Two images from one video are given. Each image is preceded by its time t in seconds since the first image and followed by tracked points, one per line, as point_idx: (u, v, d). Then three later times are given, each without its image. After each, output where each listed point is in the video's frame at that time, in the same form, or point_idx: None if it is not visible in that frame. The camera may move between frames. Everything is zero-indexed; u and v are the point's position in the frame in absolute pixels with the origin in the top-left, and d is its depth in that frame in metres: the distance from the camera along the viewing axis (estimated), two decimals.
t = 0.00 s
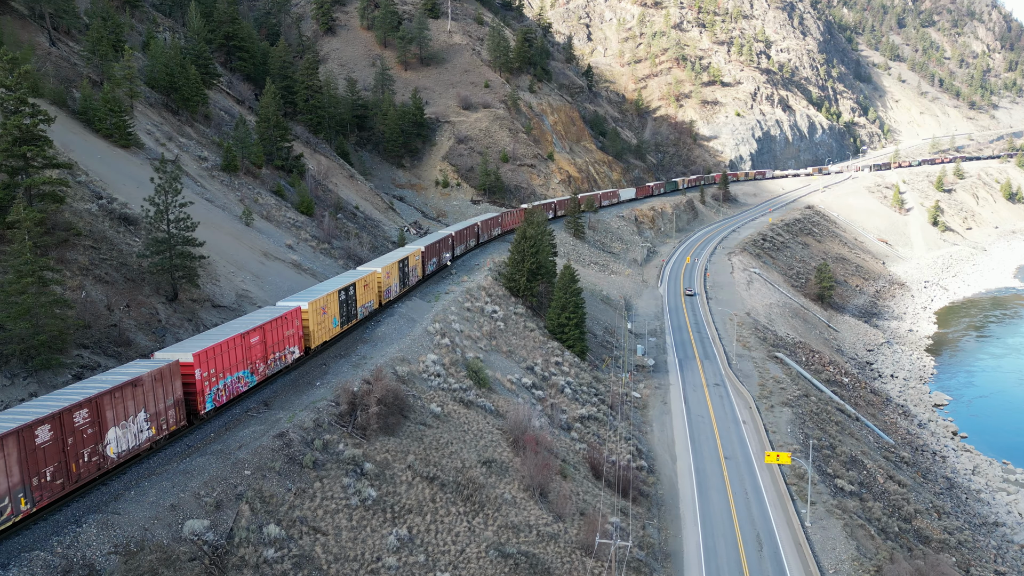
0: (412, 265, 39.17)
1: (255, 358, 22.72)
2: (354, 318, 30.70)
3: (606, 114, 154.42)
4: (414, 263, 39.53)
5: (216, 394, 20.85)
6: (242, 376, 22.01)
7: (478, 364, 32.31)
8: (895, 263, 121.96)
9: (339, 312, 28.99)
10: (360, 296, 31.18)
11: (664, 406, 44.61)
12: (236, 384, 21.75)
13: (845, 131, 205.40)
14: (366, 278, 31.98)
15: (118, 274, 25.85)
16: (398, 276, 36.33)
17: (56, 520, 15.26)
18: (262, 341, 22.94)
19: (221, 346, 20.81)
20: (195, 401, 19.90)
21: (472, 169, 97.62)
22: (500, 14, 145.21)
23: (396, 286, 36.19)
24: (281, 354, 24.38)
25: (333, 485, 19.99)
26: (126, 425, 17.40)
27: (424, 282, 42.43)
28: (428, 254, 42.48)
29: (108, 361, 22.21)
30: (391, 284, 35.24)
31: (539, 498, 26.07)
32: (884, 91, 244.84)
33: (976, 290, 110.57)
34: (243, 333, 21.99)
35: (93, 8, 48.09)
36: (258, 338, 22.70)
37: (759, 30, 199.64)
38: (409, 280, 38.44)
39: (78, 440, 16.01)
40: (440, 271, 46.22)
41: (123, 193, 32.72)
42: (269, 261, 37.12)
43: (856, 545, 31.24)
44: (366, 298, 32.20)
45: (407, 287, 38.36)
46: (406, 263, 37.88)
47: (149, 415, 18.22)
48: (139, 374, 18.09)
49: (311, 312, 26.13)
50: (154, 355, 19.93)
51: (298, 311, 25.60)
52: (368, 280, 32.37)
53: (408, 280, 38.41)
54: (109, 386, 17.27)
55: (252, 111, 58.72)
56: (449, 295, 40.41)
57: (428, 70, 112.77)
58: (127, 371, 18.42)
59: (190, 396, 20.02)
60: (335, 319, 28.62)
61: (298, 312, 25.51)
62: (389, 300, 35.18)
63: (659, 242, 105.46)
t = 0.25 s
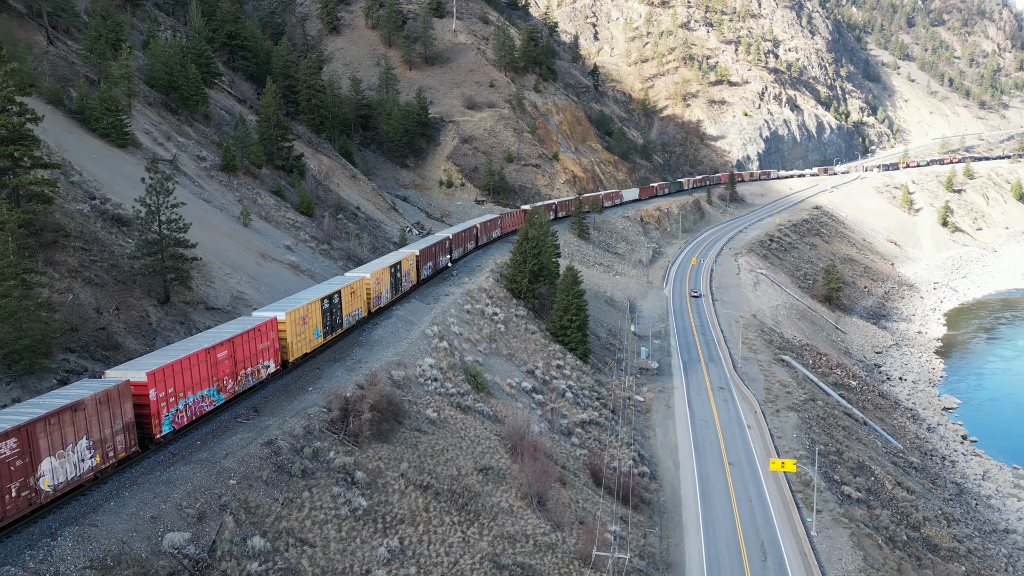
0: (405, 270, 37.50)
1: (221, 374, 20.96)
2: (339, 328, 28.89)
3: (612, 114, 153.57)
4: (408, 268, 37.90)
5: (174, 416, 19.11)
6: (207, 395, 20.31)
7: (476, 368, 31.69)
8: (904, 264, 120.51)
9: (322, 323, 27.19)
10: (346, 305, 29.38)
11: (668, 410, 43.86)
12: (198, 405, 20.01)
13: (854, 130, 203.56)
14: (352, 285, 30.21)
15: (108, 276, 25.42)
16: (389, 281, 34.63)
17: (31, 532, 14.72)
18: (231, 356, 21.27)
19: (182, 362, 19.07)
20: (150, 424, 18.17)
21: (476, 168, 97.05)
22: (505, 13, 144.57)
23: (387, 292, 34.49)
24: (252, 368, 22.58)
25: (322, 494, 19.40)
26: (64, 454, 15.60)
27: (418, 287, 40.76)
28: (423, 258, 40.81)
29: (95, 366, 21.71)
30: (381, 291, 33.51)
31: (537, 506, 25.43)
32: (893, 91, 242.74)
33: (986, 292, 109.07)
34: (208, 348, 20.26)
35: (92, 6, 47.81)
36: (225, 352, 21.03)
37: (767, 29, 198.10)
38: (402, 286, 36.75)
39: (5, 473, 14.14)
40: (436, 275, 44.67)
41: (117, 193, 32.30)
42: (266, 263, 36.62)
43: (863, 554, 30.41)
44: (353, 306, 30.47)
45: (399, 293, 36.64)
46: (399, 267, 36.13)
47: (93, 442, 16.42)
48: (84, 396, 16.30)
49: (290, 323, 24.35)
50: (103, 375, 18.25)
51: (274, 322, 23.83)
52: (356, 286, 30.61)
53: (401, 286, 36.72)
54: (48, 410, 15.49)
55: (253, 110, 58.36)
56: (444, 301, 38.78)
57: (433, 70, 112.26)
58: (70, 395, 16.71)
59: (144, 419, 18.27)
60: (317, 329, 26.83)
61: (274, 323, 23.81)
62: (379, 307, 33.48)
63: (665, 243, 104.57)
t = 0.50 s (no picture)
0: (398, 275, 35.86)
1: (180, 394, 19.32)
2: (321, 339, 27.17)
3: (618, 114, 152.69)
4: (401, 272, 36.26)
5: (123, 441, 17.43)
6: (162, 417, 18.70)
7: (474, 371, 31.05)
8: (912, 265, 119.11)
9: (301, 333, 25.50)
10: (329, 314, 27.68)
11: (671, 415, 43.11)
12: (151, 428, 18.33)
13: (862, 130, 201.83)
14: (337, 292, 28.53)
15: (97, 278, 25.05)
16: (379, 287, 32.98)
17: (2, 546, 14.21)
18: (192, 373, 19.65)
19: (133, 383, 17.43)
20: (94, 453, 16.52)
21: (480, 168, 96.48)
22: (511, 12, 143.89)
23: (377, 299, 32.86)
24: (219, 386, 20.94)
25: (310, 504, 18.83)
26: None
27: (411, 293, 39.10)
28: (417, 262, 39.18)
29: (81, 370, 21.22)
30: (369, 298, 31.85)
31: (534, 515, 24.77)
32: (902, 91, 240.68)
33: (996, 293, 107.63)
34: (164, 366, 18.58)
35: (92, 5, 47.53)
36: (186, 370, 19.43)
37: (775, 28, 196.62)
38: (393, 292, 35.10)
39: None
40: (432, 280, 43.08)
41: (110, 193, 31.90)
42: (263, 264, 36.16)
43: (870, 565, 29.59)
44: (338, 314, 28.79)
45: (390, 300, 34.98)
46: (390, 273, 34.42)
47: (23, 474, 14.66)
48: (12, 424, 14.54)
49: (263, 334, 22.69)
50: (42, 399, 16.56)
51: (244, 334, 22.17)
52: (341, 293, 28.90)
53: (392, 293, 35.06)
54: None
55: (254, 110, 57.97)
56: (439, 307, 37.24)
57: (437, 69, 111.74)
58: None
59: (87, 446, 16.54)
60: (295, 341, 25.08)
61: (245, 336, 22.19)
62: (367, 315, 31.83)
63: (671, 243, 103.70)
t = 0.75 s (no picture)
0: (388, 282, 34.32)
1: (129, 418, 17.66)
2: (298, 351, 25.57)
3: (623, 114, 151.81)
4: (391, 278, 34.75)
5: (60, 471, 15.79)
6: (108, 443, 17.07)
7: (471, 376, 30.41)
8: (920, 266, 117.89)
9: (276, 346, 24.00)
10: (308, 325, 26.08)
11: (673, 419, 42.39)
12: (93, 456, 16.69)
13: (869, 130, 200.23)
14: (319, 301, 26.92)
15: (85, 281, 24.63)
16: (366, 295, 31.44)
17: None
18: (145, 394, 18.05)
19: (73, 407, 15.81)
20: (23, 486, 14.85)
21: (483, 169, 95.89)
22: (515, 12, 143.28)
23: (364, 307, 31.33)
24: (177, 407, 19.34)
25: (297, 515, 18.27)
26: None
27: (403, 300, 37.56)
28: (409, 267, 37.64)
29: (65, 376, 20.68)
30: (355, 307, 30.26)
31: (530, 524, 24.11)
32: (910, 90, 238.86)
33: (1004, 295, 106.33)
34: (111, 388, 16.93)
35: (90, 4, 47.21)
36: (137, 392, 17.82)
37: (782, 27, 195.25)
38: (382, 300, 33.56)
39: None
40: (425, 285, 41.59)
41: (103, 193, 31.51)
42: (259, 265, 35.69)
43: None
44: (319, 325, 27.11)
45: (379, 308, 33.41)
46: (378, 279, 32.85)
47: None
48: None
49: (230, 349, 21.11)
50: None
51: (207, 349, 20.57)
52: (322, 302, 27.30)
53: (381, 300, 33.52)
54: None
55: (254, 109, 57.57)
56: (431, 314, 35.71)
57: (441, 69, 111.18)
58: None
59: (16, 478, 14.91)
60: (269, 355, 23.58)
61: (209, 350, 20.61)
62: (353, 324, 30.26)
63: (675, 244, 102.88)
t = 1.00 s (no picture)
0: (375, 288, 32.62)
1: (64, 447, 15.95)
2: (270, 366, 23.80)
3: (626, 114, 151.00)
4: (378, 284, 33.07)
5: None
6: (39, 475, 15.38)
7: (467, 381, 29.78)
8: (925, 267, 116.77)
9: (244, 362, 22.24)
10: (282, 337, 24.31)
11: (674, 423, 41.71)
12: (21, 490, 15.00)
13: (875, 130, 198.93)
14: (295, 310, 25.13)
15: (70, 283, 24.15)
16: (350, 303, 29.71)
17: None
18: (84, 419, 16.39)
19: None
20: None
21: (484, 169, 95.28)
22: (518, 11, 142.59)
23: (348, 315, 29.64)
24: (123, 432, 17.66)
25: (280, 527, 17.67)
26: None
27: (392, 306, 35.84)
28: (399, 273, 35.91)
29: (46, 381, 20.11)
30: (337, 317, 28.52)
31: (524, 534, 23.48)
32: (915, 90, 237.35)
33: (1011, 296, 105.23)
34: (42, 414, 15.25)
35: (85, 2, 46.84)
36: (73, 417, 16.13)
37: (787, 27, 194.04)
38: (368, 307, 31.86)
39: None
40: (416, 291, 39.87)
41: (93, 193, 31.09)
42: (252, 267, 35.18)
43: None
44: (295, 337, 25.24)
45: (364, 316, 31.65)
46: (364, 286, 31.11)
47: None
48: None
49: (188, 366, 19.36)
50: None
51: (161, 367, 18.83)
52: (299, 312, 25.49)
53: (367, 308, 31.82)
54: None
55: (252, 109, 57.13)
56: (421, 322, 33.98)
57: (442, 68, 110.57)
58: None
59: None
60: (235, 371, 21.79)
61: (163, 368, 18.87)
62: (334, 335, 28.53)
63: (678, 244, 102.11)
